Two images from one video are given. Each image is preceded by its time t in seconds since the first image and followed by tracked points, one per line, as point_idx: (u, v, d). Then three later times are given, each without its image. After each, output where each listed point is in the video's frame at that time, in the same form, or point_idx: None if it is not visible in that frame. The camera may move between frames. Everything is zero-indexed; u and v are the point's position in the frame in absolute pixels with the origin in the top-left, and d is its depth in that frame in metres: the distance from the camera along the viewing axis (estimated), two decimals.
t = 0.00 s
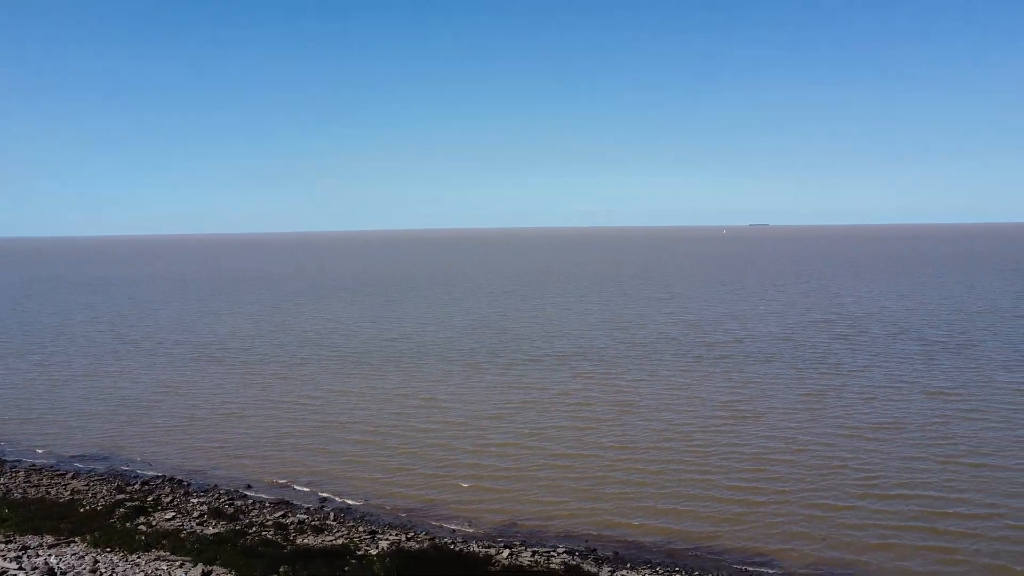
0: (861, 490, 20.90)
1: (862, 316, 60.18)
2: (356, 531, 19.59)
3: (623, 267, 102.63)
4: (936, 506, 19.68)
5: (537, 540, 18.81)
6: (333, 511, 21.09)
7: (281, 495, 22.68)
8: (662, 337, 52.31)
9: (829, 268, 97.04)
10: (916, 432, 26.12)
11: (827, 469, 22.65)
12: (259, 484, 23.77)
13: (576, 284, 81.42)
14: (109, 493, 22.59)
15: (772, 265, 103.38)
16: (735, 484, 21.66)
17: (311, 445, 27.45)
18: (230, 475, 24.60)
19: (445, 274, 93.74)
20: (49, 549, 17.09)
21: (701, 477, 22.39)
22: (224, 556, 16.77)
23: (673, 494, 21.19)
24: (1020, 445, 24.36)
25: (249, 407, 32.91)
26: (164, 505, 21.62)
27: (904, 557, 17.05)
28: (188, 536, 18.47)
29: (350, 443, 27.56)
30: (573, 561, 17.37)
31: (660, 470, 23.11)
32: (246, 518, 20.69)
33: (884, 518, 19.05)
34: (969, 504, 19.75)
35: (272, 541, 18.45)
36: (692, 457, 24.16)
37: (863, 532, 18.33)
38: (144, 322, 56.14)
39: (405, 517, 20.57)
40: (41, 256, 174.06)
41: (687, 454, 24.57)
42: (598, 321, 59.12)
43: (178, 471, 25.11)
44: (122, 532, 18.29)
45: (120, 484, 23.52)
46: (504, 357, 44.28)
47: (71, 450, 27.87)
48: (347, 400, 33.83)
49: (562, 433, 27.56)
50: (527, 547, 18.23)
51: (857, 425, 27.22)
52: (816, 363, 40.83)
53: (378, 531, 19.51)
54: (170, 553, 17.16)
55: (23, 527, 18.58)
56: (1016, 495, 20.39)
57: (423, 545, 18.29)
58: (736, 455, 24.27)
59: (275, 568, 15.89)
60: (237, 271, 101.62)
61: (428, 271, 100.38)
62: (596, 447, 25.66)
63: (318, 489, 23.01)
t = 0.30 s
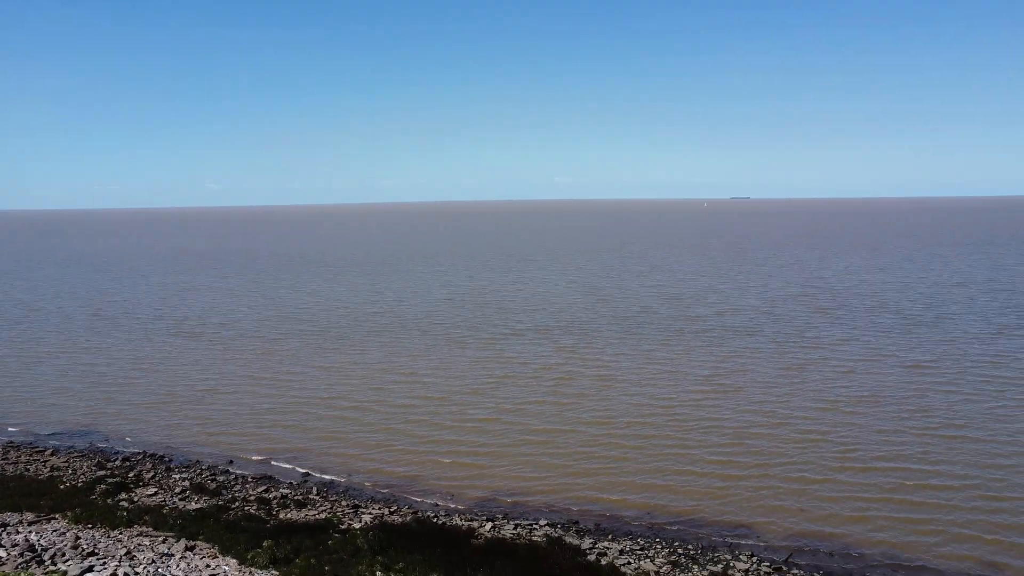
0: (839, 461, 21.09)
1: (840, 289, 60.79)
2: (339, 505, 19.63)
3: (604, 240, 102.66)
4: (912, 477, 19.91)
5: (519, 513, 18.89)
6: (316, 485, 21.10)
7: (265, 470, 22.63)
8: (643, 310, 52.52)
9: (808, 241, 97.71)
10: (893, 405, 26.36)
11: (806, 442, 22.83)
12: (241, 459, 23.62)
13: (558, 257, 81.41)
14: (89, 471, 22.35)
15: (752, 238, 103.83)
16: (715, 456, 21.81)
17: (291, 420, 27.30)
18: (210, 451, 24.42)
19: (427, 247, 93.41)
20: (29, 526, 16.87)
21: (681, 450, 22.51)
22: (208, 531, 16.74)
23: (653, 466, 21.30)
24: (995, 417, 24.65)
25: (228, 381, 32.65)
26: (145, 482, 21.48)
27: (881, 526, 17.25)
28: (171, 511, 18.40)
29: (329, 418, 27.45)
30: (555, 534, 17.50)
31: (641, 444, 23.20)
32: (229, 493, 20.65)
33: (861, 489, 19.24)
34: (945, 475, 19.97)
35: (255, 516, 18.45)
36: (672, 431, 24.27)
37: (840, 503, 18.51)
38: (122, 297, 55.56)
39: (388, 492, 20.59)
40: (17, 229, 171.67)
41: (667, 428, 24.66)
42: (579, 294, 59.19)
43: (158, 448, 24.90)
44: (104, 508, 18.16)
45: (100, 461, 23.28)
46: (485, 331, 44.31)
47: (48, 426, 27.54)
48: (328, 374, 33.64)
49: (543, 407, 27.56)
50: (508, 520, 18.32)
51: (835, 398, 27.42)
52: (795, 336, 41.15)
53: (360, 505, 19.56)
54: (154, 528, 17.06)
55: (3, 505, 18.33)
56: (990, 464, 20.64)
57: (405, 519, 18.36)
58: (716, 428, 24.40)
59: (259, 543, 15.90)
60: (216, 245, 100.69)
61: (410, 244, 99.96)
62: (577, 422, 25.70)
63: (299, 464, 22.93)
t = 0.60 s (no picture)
0: (820, 457, 21.12)
1: (820, 286, 61.12)
2: (321, 503, 19.39)
3: (585, 236, 102.70)
4: (892, 472, 19.96)
5: (501, 511, 18.78)
6: (296, 484, 20.81)
7: (244, 469, 22.25)
8: (624, 307, 52.51)
9: (787, 238, 98.45)
10: (873, 401, 26.44)
11: (787, 438, 22.84)
12: (219, 458, 23.14)
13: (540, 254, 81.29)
14: (65, 470, 21.80)
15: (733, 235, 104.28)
16: (697, 453, 21.79)
17: (270, 416, 26.96)
18: (186, 449, 23.95)
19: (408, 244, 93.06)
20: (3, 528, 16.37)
21: (664, 446, 22.46)
22: (187, 532, 16.38)
23: (635, 463, 21.25)
24: (972, 412, 24.78)
25: (205, 378, 32.19)
26: (124, 481, 21.02)
27: (861, 520, 17.29)
28: (150, 512, 18.01)
29: (308, 414, 27.06)
30: (537, 531, 17.42)
31: (623, 441, 23.13)
32: (208, 492, 20.27)
33: (842, 484, 19.28)
34: (924, 469, 20.03)
35: (235, 515, 18.18)
36: (655, 427, 24.21)
37: (821, 498, 18.54)
38: (98, 296, 54.79)
39: (370, 490, 20.41)
40: None
41: (649, 424, 24.60)
42: (561, 291, 59.07)
43: (134, 447, 24.34)
44: (81, 510, 17.70)
45: (77, 461, 22.69)
46: (466, 328, 44.08)
47: (20, 425, 26.88)
48: (307, 370, 33.29)
49: (524, 405, 27.43)
50: (491, 518, 18.18)
51: (815, 395, 27.48)
52: (775, 333, 41.24)
53: (342, 504, 19.32)
54: (132, 529, 16.65)
55: None
56: (968, 458, 20.71)
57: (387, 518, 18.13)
58: (699, 425, 24.36)
59: (240, 543, 15.67)
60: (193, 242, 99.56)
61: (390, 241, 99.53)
62: (559, 419, 25.58)
63: (278, 462, 22.64)
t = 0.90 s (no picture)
0: (800, 457, 21.25)
1: (799, 285, 61.62)
2: (302, 505, 19.27)
3: (567, 236, 102.91)
4: (871, 471, 20.10)
5: (484, 511, 18.77)
6: (277, 486, 20.67)
7: (224, 471, 22.05)
8: (606, 307, 52.61)
9: (767, 237, 99.09)
10: (851, 401, 26.65)
11: (768, 437, 22.95)
12: (198, 460, 22.90)
13: (522, 254, 81.33)
14: (41, 475, 21.46)
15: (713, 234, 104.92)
16: (678, 453, 21.88)
17: (250, 418, 26.75)
18: (164, 452, 23.67)
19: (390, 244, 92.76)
20: None
21: (646, 447, 22.48)
22: (166, 534, 16.19)
23: (617, 463, 21.32)
24: (950, 410, 25.02)
25: (183, 380, 31.85)
26: (101, 484, 20.74)
27: (840, 519, 17.45)
28: (128, 515, 17.80)
29: (288, 416, 26.85)
30: (520, 531, 17.43)
31: (604, 442, 23.18)
32: (188, 495, 20.06)
33: (821, 484, 19.41)
34: (903, 468, 20.20)
35: (215, 518, 17.99)
36: (636, 428, 24.26)
37: (801, 497, 18.68)
38: (75, 297, 54.12)
39: (352, 491, 20.33)
40: None
41: (632, 425, 24.63)
42: (543, 292, 59.10)
43: (111, 449, 24.03)
44: (57, 514, 17.43)
45: (53, 466, 22.37)
46: (448, 329, 43.97)
47: None
48: (288, 372, 33.06)
49: (506, 406, 27.39)
50: (473, 518, 18.18)
51: (795, 395, 27.66)
52: (755, 332, 41.48)
53: (323, 505, 19.21)
54: (110, 533, 16.43)
55: None
56: (946, 456, 20.92)
57: (369, 519, 18.06)
58: (680, 425, 24.43)
59: (220, 545, 15.52)
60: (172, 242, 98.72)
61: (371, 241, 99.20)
62: (541, 421, 25.57)
63: (259, 464, 22.45)
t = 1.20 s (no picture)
0: (779, 457, 21.43)
1: (779, 285, 62.08)
2: (283, 507, 19.14)
3: (548, 237, 103.07)
4: (849, 471, 20.26)
5: (466, 512, 18.77)
6: (258, 489, 20.55)
7: (203, 474, 21.87)
8: (587, 308, 52.72)
9: (748, 237, 99.85)
10: (830, 400, 26.89)
11: (747, 437, 23.12)
12: (176, 464, 22.67)
13: (504, 255, 81.41)
14: (16, 480, 21.16)
15: (693, 234, 105.52)
16: (659, 453, 21.99)
17: (229, 421, 26.53)
18: (142, 456, 23.42)
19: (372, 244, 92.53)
20: None
21: (627, 448, 22.52)
22: (145, 537, 16.02)
23: (598, 465, 21.39)
24: (927, 409, 25.27)
25: (160, 383, 31.56)
26: (77, 489, 20.50)
27: (819, 518, 17.61)
28: (106, 519, 17.61)
29: (269, 419, 26.68)
30: (502, 531, 17.46)
31: (585, 443, 23.24)
32: (166, 498, 19.88)
33: (801, 483, 19.59)
34: (881, 467, 20.41)
35: (194, 521, 17.85)
36: (616, 430, 24.35)
37: (781, 496, 18.84)
38: (52, 299, 53.49)
39: (335, 492, 20.27)
40: None
41: (612, 426, 24.71)
42: (525, 292, 59.15)
43: (87, 453, 23.73)
44: (32, 519, 17.19)
45: (27, 470, 22.06)
46: (429, 330, 43.90)
47: None
48: (268, 374, 32.85)
49: (487, 408, 27.39)
50: (455, 519, 18.21)
51: (774, 394, 27.88)
52: (736, 332, 41.73)
53: (305, 507, 19.11)
54: (86, 538, 16.22)
55: None
56: (923, 455, 21.14)
57: (351, 520, 18.00)
58: (660, 426, 24.54)
59: (200, 548, 15.39)
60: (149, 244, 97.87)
61: (351, 241, 98.92)
62: (522, 422, 25.59)
63: (238, 468, 22.30)
